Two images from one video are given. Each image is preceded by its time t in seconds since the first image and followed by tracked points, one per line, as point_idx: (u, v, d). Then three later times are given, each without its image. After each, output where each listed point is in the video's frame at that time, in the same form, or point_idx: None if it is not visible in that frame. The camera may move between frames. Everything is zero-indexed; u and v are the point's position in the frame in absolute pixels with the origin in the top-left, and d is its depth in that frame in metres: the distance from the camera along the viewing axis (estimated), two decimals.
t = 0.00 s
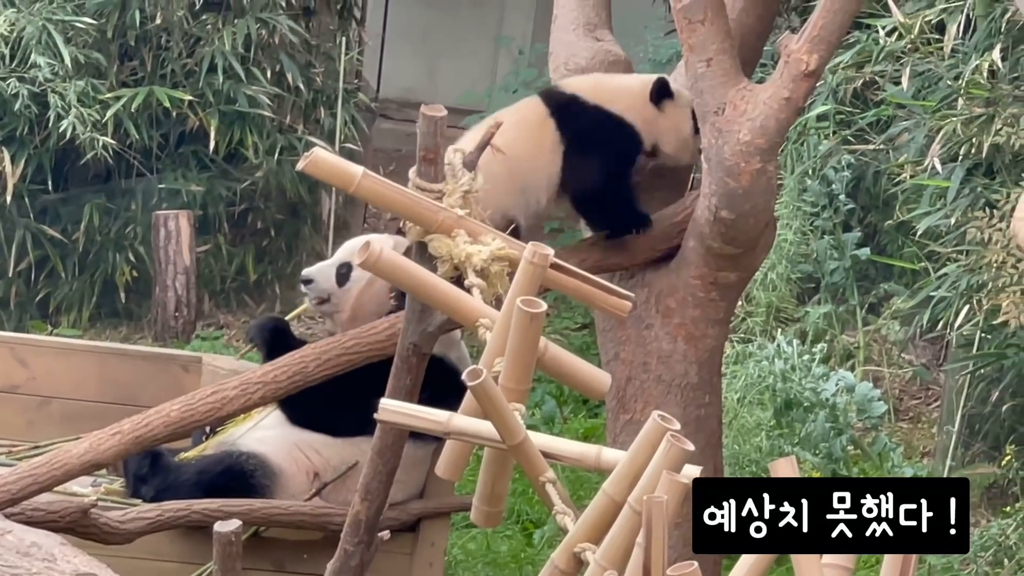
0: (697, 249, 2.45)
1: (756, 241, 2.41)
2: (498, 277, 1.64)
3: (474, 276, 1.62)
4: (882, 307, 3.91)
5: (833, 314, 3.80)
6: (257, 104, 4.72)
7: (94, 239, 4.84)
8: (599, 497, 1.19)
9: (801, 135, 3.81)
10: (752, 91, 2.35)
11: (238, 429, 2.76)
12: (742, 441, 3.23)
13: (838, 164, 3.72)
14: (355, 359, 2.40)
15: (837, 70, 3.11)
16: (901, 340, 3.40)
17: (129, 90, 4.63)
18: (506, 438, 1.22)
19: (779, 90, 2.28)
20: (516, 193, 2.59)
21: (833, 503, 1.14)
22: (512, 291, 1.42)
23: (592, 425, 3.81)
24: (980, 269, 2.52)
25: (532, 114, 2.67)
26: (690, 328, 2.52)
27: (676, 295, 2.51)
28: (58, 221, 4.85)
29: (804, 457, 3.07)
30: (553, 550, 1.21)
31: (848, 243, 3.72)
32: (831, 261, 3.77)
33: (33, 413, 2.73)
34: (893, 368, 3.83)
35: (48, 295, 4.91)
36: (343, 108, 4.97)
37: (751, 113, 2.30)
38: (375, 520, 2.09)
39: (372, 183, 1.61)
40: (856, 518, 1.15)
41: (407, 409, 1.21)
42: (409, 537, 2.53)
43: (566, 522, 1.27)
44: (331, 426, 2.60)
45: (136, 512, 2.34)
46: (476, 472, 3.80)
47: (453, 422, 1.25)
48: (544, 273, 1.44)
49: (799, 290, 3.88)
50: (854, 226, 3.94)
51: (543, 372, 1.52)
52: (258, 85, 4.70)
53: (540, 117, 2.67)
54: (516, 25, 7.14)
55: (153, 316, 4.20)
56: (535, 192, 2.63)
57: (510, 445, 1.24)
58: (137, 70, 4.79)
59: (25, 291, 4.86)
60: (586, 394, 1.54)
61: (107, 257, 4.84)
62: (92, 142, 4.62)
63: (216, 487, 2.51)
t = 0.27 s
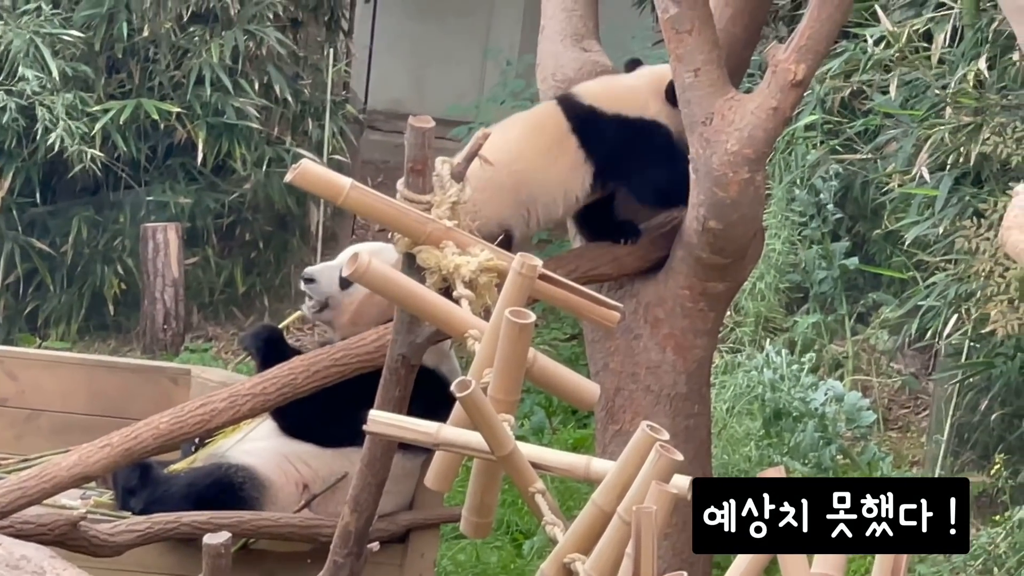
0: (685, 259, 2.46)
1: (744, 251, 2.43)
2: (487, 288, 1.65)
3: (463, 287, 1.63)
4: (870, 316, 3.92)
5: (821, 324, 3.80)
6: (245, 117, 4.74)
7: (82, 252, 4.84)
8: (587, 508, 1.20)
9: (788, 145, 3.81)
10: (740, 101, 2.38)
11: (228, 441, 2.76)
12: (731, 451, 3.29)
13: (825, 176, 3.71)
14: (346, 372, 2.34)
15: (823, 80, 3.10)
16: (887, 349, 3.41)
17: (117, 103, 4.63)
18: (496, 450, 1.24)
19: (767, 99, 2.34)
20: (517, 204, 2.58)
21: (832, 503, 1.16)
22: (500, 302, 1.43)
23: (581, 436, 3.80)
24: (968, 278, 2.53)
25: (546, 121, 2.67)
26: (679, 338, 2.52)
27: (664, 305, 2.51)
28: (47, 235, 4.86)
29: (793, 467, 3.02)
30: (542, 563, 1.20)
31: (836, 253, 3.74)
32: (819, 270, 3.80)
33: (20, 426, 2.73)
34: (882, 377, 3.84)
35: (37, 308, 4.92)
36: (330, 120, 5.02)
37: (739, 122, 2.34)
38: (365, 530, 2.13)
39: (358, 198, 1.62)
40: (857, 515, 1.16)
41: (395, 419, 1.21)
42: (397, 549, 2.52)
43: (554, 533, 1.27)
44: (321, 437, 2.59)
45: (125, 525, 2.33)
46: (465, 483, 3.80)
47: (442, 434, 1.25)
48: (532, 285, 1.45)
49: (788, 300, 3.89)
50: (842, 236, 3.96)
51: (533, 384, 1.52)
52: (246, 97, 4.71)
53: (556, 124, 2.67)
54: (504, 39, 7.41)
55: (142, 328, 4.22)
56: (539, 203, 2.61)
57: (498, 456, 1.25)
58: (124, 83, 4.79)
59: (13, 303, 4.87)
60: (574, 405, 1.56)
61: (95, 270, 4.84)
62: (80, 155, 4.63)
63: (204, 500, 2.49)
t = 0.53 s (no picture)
0: (669, 272, 2.46)
1: (729, 264, 2.43)
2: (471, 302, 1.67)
3: (448, 301, 1.65)
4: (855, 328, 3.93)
5: (807, 337, 3.75)
6: (229, 132, 4.72)
7: (67, 268, 4.83)
8: (572, 523, 1.19)
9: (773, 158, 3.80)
10: (724, 114, 2.38)
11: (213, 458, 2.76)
12: (717, 464, 3.24)
13: (811, 187, 3.70)
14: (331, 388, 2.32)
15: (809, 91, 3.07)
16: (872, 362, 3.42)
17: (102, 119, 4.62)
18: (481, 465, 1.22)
19: (752, 112, 2.32)
20: (518, 216, 2.56)
21: (832, 502, 1.26)
22: (485, 316, 1.43)
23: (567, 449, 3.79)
24: (953, 290, 2.55)
25: (535, 132, 2.67)
26: (664, 352, 2.53)
27: (649, 318, 2.52)
28: (32, 250, 4.86)
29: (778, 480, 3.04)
30: None
31: (820, 265, 3.75)
32: (804, 283, 3.80)
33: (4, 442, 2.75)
34: (867, 390, 3.84)
35: (23, 324, 4.92)
36: (315, 134, 5.01)
37: (724, 136, 2.34)
38: (351, 545, 2.13)
39: (344, 212, 1.65)
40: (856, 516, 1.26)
41: (382, 434, 1.20)
42: (383, 563, 2.52)
43: (541, 548, 1.26)
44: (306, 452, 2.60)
45: (111, 541, 2.30)
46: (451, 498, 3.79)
47: (427, 449, 1.24)
48: (518, 298, 1.45)
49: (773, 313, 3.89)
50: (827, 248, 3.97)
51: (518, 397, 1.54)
52: (231, 113, 4.69)
53: (545, 132, 2.68)
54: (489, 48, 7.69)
55: (127, 344, 4.23)
56: (541, 213, 2.61)
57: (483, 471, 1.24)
58: (109, 98, 4.79)
59: None
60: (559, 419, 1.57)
61: (80, 285, 4.84)
62: (64, 171, 4.63)
63: (190, 515, 2.49)
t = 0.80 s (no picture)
0: (652, 291, 2.47)
1: (711, 282, 2.44)
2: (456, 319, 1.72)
3: (431, 321, 1.77)
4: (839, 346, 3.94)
5: (790, 353, 3.81)
6: (211, 152, 4.73)
7: (50, 289, 4.82)
8: (556, 541, 1.25)
9: (756, 176, 3.81)
10: (706, 132, 2.40)
11: (198, 478, 2.76)
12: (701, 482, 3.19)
13: (793, 205, 3.75)
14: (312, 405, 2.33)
15: (789, 108, 3.09)
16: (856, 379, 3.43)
17: (83, 139, 4.61)
18: (465, 483, 1.27)
19: (734, 130, 2.35)
20: (501, 230, 2.56)
21: (831, 504, 1.58)
22: (467, 336, 1.51)
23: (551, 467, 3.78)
24: (936, 307, 2.57)
25: (512, 144, 2.66)
26: (647, 370, 2.53)
27: (632, 337, 2.52)
28: (14, 272, 4.87)
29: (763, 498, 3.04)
30: None
31: (803, 282, 3.78)
32: (787, 299, 3.82)
33: None
34: (851, 407, 3.84)
35: (6, 345, 4.91)
36: (297, 154, 4.98)
37: (705, 154, 2.34)
38: (335, 565, 2.14)
39: (326, 232, 1.74)
40: (856, 516, 1.60)
41: (365, 455, 1.26)
42: None
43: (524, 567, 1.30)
44: (290, 472, 2.59)
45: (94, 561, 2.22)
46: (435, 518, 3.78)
47: (410, 468, 1.29)
48: (499, 318, 1.54)
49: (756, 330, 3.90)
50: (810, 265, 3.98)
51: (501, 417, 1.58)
52: (212, 132, 4.72)
53: (523, 143, 2.68)
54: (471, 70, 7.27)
55: (109, 365, 4.24)
56: (524, 224, 2.60)
57: (465, 490, 1.28)
58: (90, 119, 4.76)
59: None
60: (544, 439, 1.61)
61: (63, 306, 4.83)
62: (46, 192, 4.62)
63: (176, 535, 2.51)
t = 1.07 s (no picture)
0: (634, 311, 2.47)
1: (693, 302, 2.44)
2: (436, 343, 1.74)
3: (412, 341, 1.77)
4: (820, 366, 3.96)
5: (771, 374, 3.77)
6: (192, 175, 4.71)
7: (32, 312, 4.80)
8: (541, 560, 1.34)
9: (736, 195, 3.79)
10: (687, 153, 2.42)
11: (179, 501, 2.74)
12: (684, 502, 3.17)
13: (774, 225, 3.70)
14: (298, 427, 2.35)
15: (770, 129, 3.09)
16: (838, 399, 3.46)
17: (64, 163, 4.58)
18: (447, 504, 1.30)
19: (714, 150, 2.37)
20: (493, 247, 2.57)
21: (831, 503, 1.89)
22: (448, 357, 1.52)
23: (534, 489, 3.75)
24: (918, 325, 2.59)
25: (497, 163, 2.69)
26: (629, 391, 2.53)
27: (614, 357, 2.52)
28: None
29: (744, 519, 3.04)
30: None
31: (785, 302, 3.82)
32: (768, 319, 3.85)
33: None
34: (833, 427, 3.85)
35: None
36: (278, 176, 5.06)
37: (686, 174, 2.37)
38: None
39: (306, 254, 1.73)
40: (856, 516, 1.90)
41: (347, 476, 1.29)
42: None
43: None
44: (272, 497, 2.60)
45: None
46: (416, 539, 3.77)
47: (392, 490, 1.32)
48: (480, 339, 1.54)
49: (738, 350, 3.91)
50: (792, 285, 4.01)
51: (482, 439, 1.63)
52: (193, 155, 4.69)
53: (508, 161, 2.71)
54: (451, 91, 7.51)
55: (89, 390, 4.23)
56: (516, 240, 2.61)
57: (448, 510, 1.31)
58: (71, 143, 4.76)
59: None
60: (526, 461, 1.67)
61: (45, 330, 4.81)
62: (27, 217, 4.60)
63: (158, 559, 2.49)
